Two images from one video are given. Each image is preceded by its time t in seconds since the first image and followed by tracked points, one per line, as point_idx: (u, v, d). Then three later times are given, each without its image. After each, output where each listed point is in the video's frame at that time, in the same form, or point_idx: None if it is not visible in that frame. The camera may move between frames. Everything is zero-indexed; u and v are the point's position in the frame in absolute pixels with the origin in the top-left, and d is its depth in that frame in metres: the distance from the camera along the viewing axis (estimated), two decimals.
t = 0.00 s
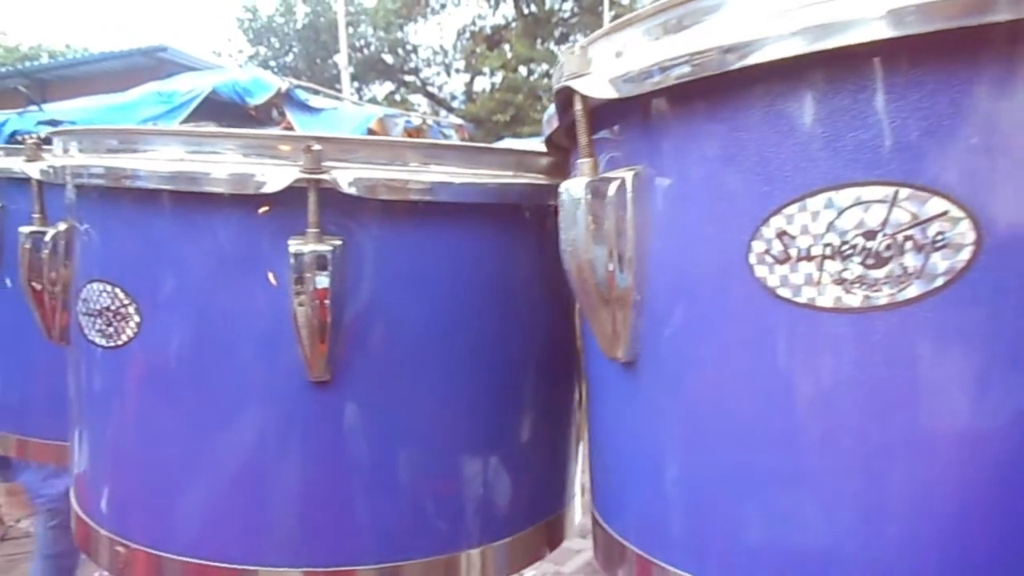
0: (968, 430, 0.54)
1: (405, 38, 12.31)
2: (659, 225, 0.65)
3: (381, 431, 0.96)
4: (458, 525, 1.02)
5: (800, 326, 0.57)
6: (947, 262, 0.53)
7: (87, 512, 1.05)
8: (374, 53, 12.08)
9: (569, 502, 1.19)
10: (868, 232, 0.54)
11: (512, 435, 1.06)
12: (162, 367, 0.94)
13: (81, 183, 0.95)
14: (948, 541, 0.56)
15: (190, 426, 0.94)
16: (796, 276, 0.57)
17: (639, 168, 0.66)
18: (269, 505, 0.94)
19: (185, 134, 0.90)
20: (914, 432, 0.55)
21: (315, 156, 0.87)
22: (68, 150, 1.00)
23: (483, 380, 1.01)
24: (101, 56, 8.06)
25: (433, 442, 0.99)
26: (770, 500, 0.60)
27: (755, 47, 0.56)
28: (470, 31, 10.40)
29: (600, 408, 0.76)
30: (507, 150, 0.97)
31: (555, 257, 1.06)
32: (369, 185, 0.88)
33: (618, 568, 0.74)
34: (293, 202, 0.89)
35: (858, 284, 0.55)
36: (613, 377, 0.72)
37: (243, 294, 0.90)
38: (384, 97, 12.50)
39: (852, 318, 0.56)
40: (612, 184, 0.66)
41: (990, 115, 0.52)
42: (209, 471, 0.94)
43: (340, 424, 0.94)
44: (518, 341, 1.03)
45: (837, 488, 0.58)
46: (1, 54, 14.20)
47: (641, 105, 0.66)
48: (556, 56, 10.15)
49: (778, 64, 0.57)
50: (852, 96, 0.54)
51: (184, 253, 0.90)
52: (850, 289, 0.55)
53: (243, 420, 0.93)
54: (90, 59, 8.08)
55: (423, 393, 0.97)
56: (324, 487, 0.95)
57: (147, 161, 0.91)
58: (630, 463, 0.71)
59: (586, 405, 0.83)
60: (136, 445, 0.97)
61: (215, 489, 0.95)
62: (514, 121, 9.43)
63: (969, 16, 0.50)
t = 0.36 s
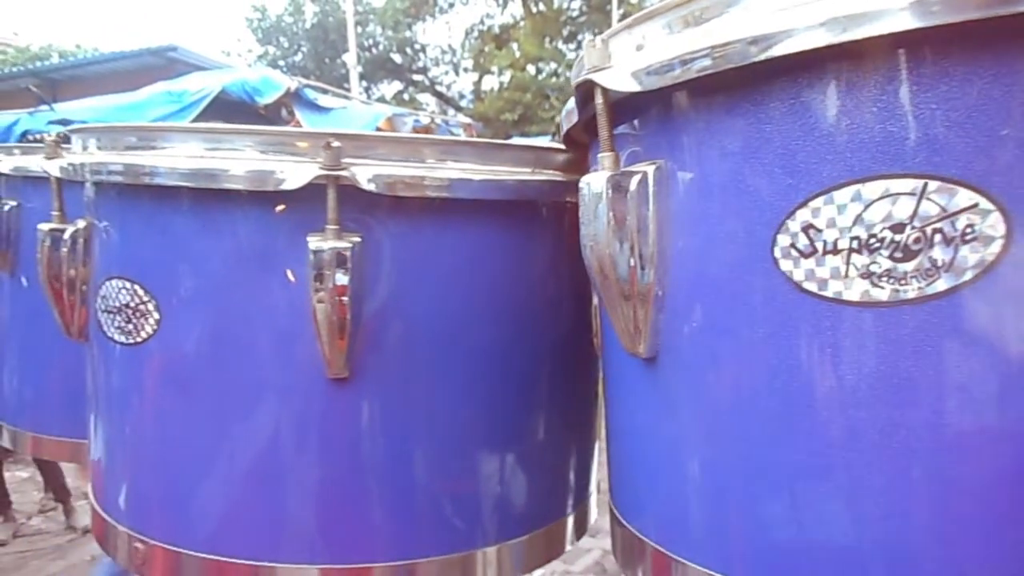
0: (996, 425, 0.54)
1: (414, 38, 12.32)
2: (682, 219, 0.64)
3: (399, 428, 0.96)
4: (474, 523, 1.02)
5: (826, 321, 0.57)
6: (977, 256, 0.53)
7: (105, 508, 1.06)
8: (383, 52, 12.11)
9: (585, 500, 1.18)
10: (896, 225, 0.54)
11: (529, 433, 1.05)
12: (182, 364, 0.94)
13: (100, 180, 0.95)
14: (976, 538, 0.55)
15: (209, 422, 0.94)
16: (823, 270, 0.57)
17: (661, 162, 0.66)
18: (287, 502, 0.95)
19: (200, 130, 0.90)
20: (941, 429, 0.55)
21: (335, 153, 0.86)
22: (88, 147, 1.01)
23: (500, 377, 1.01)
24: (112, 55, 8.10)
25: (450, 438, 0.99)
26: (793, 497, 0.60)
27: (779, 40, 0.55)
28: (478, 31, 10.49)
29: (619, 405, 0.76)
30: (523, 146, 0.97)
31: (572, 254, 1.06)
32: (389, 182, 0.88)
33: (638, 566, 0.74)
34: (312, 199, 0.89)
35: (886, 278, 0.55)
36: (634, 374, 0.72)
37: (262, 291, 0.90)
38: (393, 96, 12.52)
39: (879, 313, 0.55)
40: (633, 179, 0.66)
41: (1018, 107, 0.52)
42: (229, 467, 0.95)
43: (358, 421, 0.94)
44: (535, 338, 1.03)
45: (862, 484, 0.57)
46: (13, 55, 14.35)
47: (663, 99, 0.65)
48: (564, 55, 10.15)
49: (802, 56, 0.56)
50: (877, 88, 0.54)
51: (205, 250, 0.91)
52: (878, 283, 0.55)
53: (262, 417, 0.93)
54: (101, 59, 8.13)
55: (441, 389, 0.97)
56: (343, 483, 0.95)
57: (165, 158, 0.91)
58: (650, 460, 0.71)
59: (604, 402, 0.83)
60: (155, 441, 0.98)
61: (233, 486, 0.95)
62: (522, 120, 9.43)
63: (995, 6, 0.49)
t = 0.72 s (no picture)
0: (1014, 419, 0.55)
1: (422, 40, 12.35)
2: (702, 217, 0.65)
3: (417, 425, 0.97)
4: (492, 520, 1.03)
5: (847, 318, 0.58)
6: (998, 251, 0.53)
7: (127, 506, 1.07)
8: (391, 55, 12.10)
9: (601, 499, 1.19)
10: (918, 221, 0.54)
11: (545, 431, 1.06)
12: (206, 361, 0.96)
13: (121, 181, 0.97)
14: (995, 531, 0.56)
15: (230, 419, 0.96)
16: (844, 267, 0.57)
17: (681, 160, 0.66)
18: (307, 499, 0.96)
19: (226, 131, 0.93)
20: (961, 423, 0.55)
21: (355, 152, 0.88)
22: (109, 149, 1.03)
23: (516, 376, 1.01)
24: (123, 58, 8.15)
25: (467, 437, 1.00)
26: (814, 493, 0.61)
27: (798, 37, 0.56)
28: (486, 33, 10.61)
29: (637, 402, 0.77)
30: (540, 146, 0.98)
31: (588, 254, 1.07)
32: (408, 181, 0.89)
33: (657, 563, 0.75)
34: (332, 198, 0.90)
35: (908, 274, 0.55)
36: (653, 371, 0.73)
37: (282, 290, 0.91)
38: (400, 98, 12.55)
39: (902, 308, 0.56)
40: (652, 176, 0.67)
41: None
42: (250, 464, 0.96)
43: (377, 418, 0.95)
44: (551, 337, 1.04)
45: (883, 480, 0.58)
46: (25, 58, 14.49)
47: (682, 98, 0.66)
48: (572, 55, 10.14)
49: (822, 53, 0.57)
50: (896, 86, 0.54)
51: (232, 251, 0.92)
52: (900, 279, 0.55)
53: (282, 415, 0.94)
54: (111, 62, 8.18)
55: (459, 388, 0.98)
56: (362, 481, 0.96)
57: (183, 159, 0.93)
58: (669, 456, 0.72)
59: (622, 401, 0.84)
60: (178, 439, 0.99)
61: (254, 482, 0.96)
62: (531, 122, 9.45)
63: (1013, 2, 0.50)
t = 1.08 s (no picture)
0: None
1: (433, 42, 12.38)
2: (743, 218, 0.65)
3: (444, 426, 0.97)
4: (516, 522, 1.02)
5: (892, 319, 0.57)
6: None
7: (155, 506, 1.08)
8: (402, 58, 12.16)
9: (626, 502, 1.18)
10: (968, 222, 0.54)
11: (571, 434, 1.05)
12: (235, 361, 0.97)
13: (151, 182, 0.99)
14: None
15: (258, 419, 0.97)
16: (892, 268, 0.57)
17: (721, 161, 0.66)
18: (333, 499, 0.96)
19: (257, 133, 0.95)
20: (1006, 428, 0.55)
21: (388, 154, 0.89)
22: (139, 151, 1.05)
23: (543, 377, 1.01)
24: (136, 61, 8.20)
25: (495, 438, 0.99)
26: (857, 497, 0.60)
27: (840, 38, 0.56)
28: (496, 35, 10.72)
29: (670, 405, 0.77)
30: (568, 149, 0.99)
31: (616, 255, 1.07)
32: (441, 183, 0.91)
33: (691, 566, 0.74)
34: (368, 200, 0.92)
35: (958, 275, 0.55)
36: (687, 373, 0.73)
37: (314, 290, 0.93)
38: (411, 100, 12.59)
39: (947, 309, 0.55)
40: (692, 177, 0.67)
41: None
42: (278, 464, 0.96)
43: (405, 418, 0.95)
44: (578, 338, 1.03)
45: (928, 483, 0.57)
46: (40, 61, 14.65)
47: (721, 98, 0.66)
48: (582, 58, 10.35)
49: (862, 55, 0.57)
50: (939, 87, 0.54)
51: (261, 249, 0.94)
52: (950, 280, 0.55)
53: (309, 414, 0.95)
54: (123, 65, 8.23)
55: (487, 388, 0.98)
56: (389, 481, 0.96)
57: (214, 160, 0.95)
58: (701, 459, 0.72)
59: (653, 403, 0.84)
60: (207, 439, 1.00)
61: (280, 482, 0.97)
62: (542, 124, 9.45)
63: None
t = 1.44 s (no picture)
0: None
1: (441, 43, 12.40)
2: (779, 217, 0.64)
3: (466, 427, 0.96)
4: (537, 524, 1.02)
5: (931, 319, 0.57)
6: None
7: (176, 505, 1.08)
8: (410, 57, 12.18)
9: (648, 503, 1.18)
10: (1011, 222, 0.53)
11: (592, 434, 1.04)
12: (257, 361, 0.97)
13: (174, 182, 1.00)
14: None
15: (280, 419, 0.96)
16: (933, 268, 0.56)
17: (755, 161, 0.65)
18: (354, 499, 0.96)
19: (279, 133, 0.95)
20: None
21: (415, 154, 0.90)
22: (161, 151, 1.06)
23: (565, 377, 1.01)
24: (146, 63, 8.24)
25: (518, 438, 0.99)
26: (895, 500, 0.59)
27: (879, 37, 0.55)
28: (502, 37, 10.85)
29: (697, 407, 0.77)
30: (592, 148, 0.98)
31: (637, 255, 1.06)
32: (467, 184, 0.91)
33: (721, 567, 0.74)
34: (395, 200, 0.92)
35: (1001, 276, 0.54)
36: (715, 375, 0.72)
37: (341, 290, 0.93)
38: (419, 101, 12.62)
39: (989, 310, 0.55)
40: (726, 177, 0.66)
41: None
42: (300, 464, 0.96)
43: (428, 418, 0.95)
44: (601, 338, 1.03)
45: (968, 485, 0.56)
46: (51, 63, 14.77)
47: (754, 98, 0.65)
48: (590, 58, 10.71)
49: (896, 56, 0.56)
50: (975, 88, 0.53)
51: (286, 248, 0.94)
52: (992, 281, 0.54)
53: (333, 414, 0.95)
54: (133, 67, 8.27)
55: (509, 388, 0.97)
56: (411, 481, 0.96)
57: (236, 161, 0.95)
58: (731, 460, 0.71)
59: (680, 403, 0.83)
60: (230, 438, 0.99)
61: (301, 482, 0.97)
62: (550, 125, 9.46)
63: None
